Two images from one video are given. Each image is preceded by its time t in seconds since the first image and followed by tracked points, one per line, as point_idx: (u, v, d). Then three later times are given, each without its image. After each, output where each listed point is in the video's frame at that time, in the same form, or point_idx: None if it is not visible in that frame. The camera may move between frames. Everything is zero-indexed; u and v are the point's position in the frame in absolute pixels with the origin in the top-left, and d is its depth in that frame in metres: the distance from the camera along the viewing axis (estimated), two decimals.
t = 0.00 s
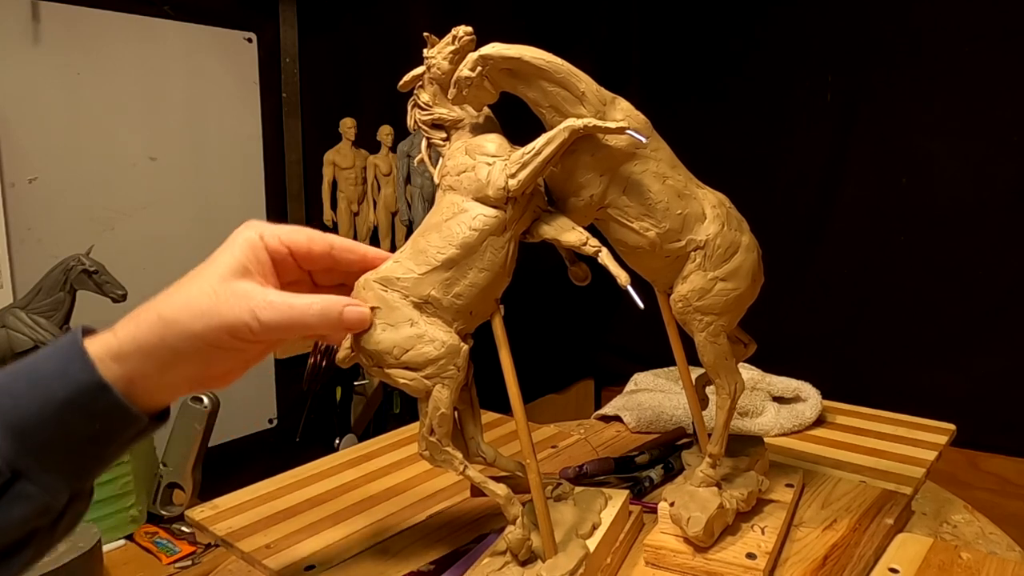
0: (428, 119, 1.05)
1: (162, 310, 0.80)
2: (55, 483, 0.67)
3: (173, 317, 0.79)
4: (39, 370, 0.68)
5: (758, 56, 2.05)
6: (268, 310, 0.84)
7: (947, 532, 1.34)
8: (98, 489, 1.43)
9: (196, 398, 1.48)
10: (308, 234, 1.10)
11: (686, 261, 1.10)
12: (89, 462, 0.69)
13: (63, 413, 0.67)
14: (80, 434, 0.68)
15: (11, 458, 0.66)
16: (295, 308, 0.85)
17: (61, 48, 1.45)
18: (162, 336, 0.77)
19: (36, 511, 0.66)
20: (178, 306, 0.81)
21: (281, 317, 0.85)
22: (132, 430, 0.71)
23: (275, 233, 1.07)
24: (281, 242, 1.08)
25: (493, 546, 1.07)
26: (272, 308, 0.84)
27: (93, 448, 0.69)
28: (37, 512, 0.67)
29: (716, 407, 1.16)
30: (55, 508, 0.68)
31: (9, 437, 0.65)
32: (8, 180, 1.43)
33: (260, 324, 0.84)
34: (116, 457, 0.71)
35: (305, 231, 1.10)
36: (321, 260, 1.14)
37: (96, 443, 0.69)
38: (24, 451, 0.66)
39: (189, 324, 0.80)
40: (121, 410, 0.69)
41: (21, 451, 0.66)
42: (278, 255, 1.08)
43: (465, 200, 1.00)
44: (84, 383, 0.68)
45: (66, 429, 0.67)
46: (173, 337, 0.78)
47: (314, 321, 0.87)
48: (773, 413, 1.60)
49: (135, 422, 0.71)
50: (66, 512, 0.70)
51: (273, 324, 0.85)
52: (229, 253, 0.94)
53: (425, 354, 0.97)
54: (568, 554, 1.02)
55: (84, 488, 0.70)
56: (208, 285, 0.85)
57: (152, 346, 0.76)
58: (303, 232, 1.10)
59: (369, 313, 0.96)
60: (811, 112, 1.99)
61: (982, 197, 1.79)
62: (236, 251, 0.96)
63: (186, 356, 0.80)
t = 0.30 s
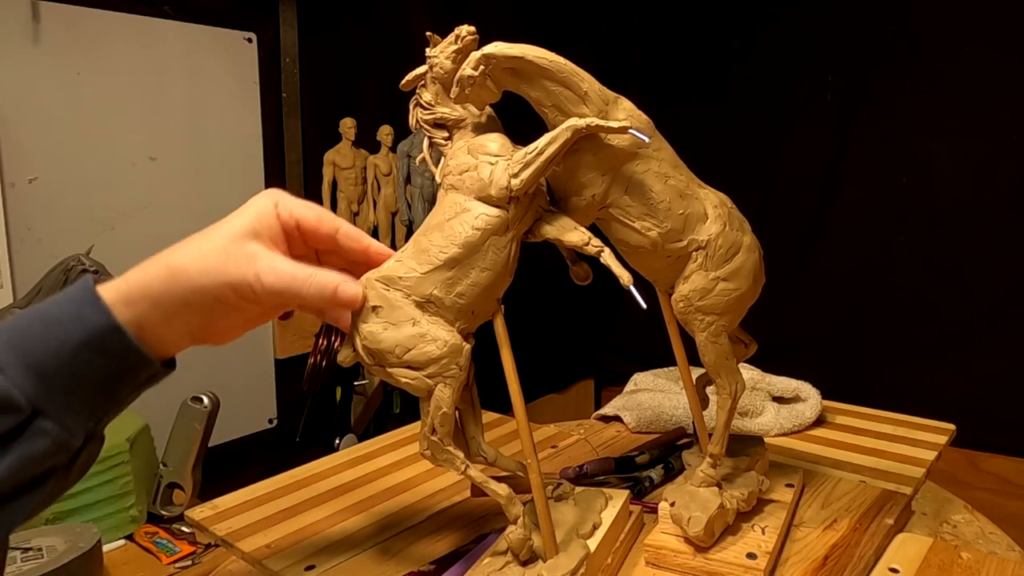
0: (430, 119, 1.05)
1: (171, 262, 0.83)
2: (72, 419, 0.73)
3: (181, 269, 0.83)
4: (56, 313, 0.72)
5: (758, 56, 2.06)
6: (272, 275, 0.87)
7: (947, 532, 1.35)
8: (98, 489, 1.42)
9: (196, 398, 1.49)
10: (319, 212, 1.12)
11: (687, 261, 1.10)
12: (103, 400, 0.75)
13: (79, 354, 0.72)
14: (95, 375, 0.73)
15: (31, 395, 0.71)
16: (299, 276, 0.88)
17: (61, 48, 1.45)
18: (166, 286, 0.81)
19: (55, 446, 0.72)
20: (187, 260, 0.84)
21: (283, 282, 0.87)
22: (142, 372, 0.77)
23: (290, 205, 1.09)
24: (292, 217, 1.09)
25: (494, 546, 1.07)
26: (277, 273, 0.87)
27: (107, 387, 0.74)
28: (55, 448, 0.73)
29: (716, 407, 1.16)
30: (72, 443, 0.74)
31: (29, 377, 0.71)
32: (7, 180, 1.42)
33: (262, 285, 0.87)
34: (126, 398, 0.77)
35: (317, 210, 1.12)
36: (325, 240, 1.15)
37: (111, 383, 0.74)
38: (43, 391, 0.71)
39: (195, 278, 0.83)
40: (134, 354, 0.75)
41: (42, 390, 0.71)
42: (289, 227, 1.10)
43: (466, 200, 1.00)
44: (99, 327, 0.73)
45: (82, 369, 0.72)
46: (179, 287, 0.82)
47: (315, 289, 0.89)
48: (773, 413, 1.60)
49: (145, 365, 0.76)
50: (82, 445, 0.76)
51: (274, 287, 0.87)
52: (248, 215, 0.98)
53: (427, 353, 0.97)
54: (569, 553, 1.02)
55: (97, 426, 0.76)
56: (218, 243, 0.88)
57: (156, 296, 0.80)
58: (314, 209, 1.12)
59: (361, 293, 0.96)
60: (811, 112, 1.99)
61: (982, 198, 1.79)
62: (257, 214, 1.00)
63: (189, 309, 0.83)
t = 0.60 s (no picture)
0: (430, 119, 1.05)
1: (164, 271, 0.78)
2: (59, 440, 0.71)
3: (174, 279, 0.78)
4: (42, 328, 0.71)
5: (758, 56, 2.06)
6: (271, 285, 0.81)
7: (947, 531, 1.35)
8: (98, 490, 1.42)
9: (196, 398, 1.49)
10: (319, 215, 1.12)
11: (686, 261, 1.11)
12: (91, 421, 0.72)
13: (65, 372, 0.70)
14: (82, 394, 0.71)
15: (13, 413, 0.69)
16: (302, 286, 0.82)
17: (61, 48, 1.45)
18: (157, 298, 0.76)
19: (40, 467, 0.70)
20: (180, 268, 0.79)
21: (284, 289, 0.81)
22: (133, 394, 0.74)
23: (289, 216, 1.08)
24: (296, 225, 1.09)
25: (495, 546, 1.07)
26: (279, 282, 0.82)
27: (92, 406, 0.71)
28: (40, 470, 0.70)
29: (716, 407, 1.16)
30: (59, 466, 0.71)
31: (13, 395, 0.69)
32: (7, 180, 1.42)
33: (264, 293, 0.81)
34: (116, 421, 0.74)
35: (317, 214, 1.12)
36: (331, 244, 1.15)
37: (99, 402, 0.72)
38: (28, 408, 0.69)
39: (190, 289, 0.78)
40: (122, 373, 0.73)
41: (26, 407, 0.69)
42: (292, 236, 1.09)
43: (466, 200, 1.00)
44: (85, 341, 0.71)
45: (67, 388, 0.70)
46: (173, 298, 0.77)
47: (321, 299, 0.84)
48: (772, 413, 1.60)
49: (135, 387, 0.74)
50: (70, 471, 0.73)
51: (277, 295, 0.81)
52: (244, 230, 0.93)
53: (426, 353, 0.97)
54: (570, 553, 1.02)
55: (85, 450, 0.74)
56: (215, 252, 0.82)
57: (147, 310, 0.75)
58: (314, 214, 1.12)
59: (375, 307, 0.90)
60: (811, 112, 1.99)
61: (982, 197, 1.79)
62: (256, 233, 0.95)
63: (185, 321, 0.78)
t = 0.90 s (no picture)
0: (430, 119, 1.05)
1: (169, 280, 0.85)
2: (52, 454, 0.76)
3: (180, 287, 0.85)
4: (36, 341, 0.75)
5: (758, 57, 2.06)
6: (274, 295, 0.87)
7: (947, 531, 1.35)
8: (98, 489, 1.42)
9: (196, 398, 1.49)
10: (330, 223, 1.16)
11: (687, 261, 1.11)
12: (83, 431, 0.77)
13: (57, 387, 0.74)
14: (73, 407, 0.75)
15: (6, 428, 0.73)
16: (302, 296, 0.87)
17: (61, 48, 1.45)
18: (161, 306, 0.83)
19: (32, 481, 0.75)
20: (186, 278, 0.85)
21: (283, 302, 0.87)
22: (126, 405, 0.78)
23: (300, 222, 1.11)
24: (306, 230, 1.13)
25: (495, 546, 1.07)
26: (281, 293, 0.87)
27: (86, 417, 0.76)
28: (35, 481, 0.75)
29: (716, 407, 1.16)
30: (52, 477, 0.76)
31: (7, 410, 0.73)
32: (7, 180, 1.42)
33: (265, 304, 0.87)
34: (109, 429, 0.79)
35: (328, 221, 1.16)
36: (339, 250, 1.18)
37: (90, 413, 0.77)
38: (22, 422, 0.74)
39: (193, 297, 0.85)
40: (114, 386, 0.77)
41: (18, 422, 0.74)
42: (302, 240, 1.12)
43: (466, 200, 1.00)
44: (75, 355, 0.75)
45: (61, 400, 0.75)
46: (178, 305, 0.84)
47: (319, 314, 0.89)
48: (772, 413, 1.60)
49: (127, 398, 0.78)
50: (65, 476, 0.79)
51: (276, 307, 0.87)
52: (251, 235, 0.99)
53: (427, 353, 0.97)
54: (570, 553, 1.02)
55: (79, 459, 0.79)
56: (223, 260, 0.89)
57: (147, 317, 0.81)
58: (325, 220, 1.15)
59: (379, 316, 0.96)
60: (811, 112, 1.99)
61: (982, 197, 1.79)
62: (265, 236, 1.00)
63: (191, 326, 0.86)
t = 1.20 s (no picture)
0: (429, 119, 1.05)
1: (169, 267, 0.83)
2: (52, 442, 0.74)
3: (181, 274, 0.83)
4: (37, 326, 0.73)
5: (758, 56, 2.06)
6: (276, 281, 0.86)
7: (947, 531, 1.34)
8: (98, 489, 1.42)
9: (197, 398, 1.49)
10: (327, 218, 1.16)
11: (686, 261, 1.11)
12: (85, 420, 0.75)
13: (58, 373, 0.73)
14: (74, 394, 0.74)
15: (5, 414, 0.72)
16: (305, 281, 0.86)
17: (61, 48, 1.45)
18: (162, 292, 0.81)
19: (32, 468, 0.73)
20: (190, 265, 0.84)
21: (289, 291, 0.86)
22: (128, 394, 0.77)
23: (298, 215, 1.11)
24: (303, 224, 1.12)
25: (494, 546, 1.07)
26: (283, 278, 0.86)
27: (87, 405, 0.75)
28: (35, 469, 0.73)
29: (716, 407, 1.16)
30: (52, 466, 0.75)
31: (7, 396, 0.72)
32: (7, 180, 1.43)
33: (270, 291, 0.86)
34: (111, 419, 0.77)
35: (326, 216, 1.16)
36: (334, 248, 1.18)
37: (92, 402, 0.75)
38: (22, 409, 0.72)
39: (194, 283, 0.83)
40: (115, 373, 0.75)
41: (19, 408, 0.72)
42: (298, 233, 1.12)
43: (465, 200, 1.00)
44: (77, 341, 0.73)
45: (62, 386, 0.73)
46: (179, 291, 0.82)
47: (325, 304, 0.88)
48: (772, 413, 1.60)
49: (129, 386, 0.76)
50: (66, 466, 0.77)
51: (282, 295, 0.86)
52: (251, 224, 0.98)
53: (426, 353, 0.97)
54: (569, 553, 1.02)
55: (81, 450, 0.77)
56: (224, 247, 0.87)
57: (151, 306, 0.80)
58: (323, 216, 1.15)
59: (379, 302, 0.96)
60: (811, 112, 1.99)
61: (982, 197, 1.79)
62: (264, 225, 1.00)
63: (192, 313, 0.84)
